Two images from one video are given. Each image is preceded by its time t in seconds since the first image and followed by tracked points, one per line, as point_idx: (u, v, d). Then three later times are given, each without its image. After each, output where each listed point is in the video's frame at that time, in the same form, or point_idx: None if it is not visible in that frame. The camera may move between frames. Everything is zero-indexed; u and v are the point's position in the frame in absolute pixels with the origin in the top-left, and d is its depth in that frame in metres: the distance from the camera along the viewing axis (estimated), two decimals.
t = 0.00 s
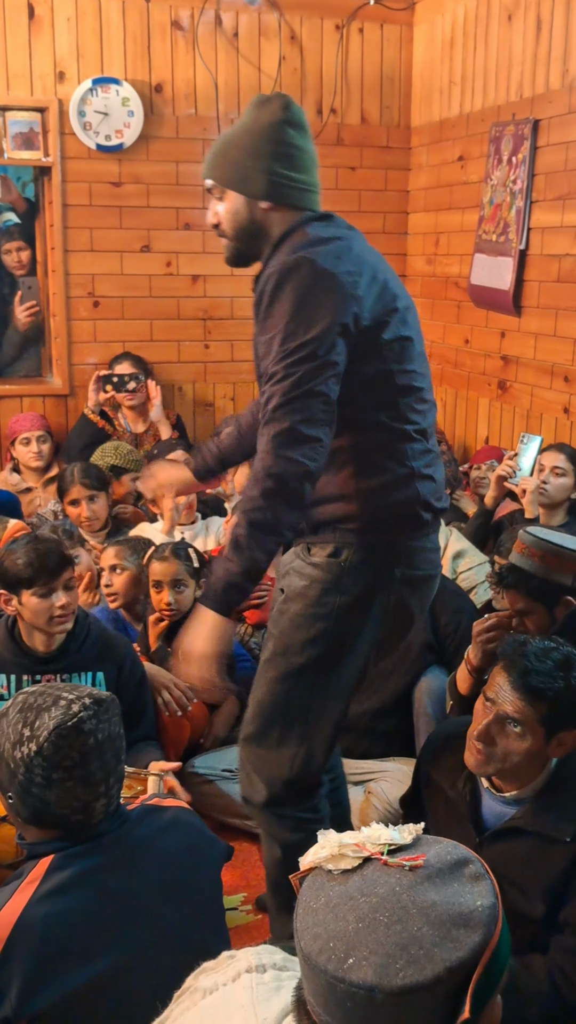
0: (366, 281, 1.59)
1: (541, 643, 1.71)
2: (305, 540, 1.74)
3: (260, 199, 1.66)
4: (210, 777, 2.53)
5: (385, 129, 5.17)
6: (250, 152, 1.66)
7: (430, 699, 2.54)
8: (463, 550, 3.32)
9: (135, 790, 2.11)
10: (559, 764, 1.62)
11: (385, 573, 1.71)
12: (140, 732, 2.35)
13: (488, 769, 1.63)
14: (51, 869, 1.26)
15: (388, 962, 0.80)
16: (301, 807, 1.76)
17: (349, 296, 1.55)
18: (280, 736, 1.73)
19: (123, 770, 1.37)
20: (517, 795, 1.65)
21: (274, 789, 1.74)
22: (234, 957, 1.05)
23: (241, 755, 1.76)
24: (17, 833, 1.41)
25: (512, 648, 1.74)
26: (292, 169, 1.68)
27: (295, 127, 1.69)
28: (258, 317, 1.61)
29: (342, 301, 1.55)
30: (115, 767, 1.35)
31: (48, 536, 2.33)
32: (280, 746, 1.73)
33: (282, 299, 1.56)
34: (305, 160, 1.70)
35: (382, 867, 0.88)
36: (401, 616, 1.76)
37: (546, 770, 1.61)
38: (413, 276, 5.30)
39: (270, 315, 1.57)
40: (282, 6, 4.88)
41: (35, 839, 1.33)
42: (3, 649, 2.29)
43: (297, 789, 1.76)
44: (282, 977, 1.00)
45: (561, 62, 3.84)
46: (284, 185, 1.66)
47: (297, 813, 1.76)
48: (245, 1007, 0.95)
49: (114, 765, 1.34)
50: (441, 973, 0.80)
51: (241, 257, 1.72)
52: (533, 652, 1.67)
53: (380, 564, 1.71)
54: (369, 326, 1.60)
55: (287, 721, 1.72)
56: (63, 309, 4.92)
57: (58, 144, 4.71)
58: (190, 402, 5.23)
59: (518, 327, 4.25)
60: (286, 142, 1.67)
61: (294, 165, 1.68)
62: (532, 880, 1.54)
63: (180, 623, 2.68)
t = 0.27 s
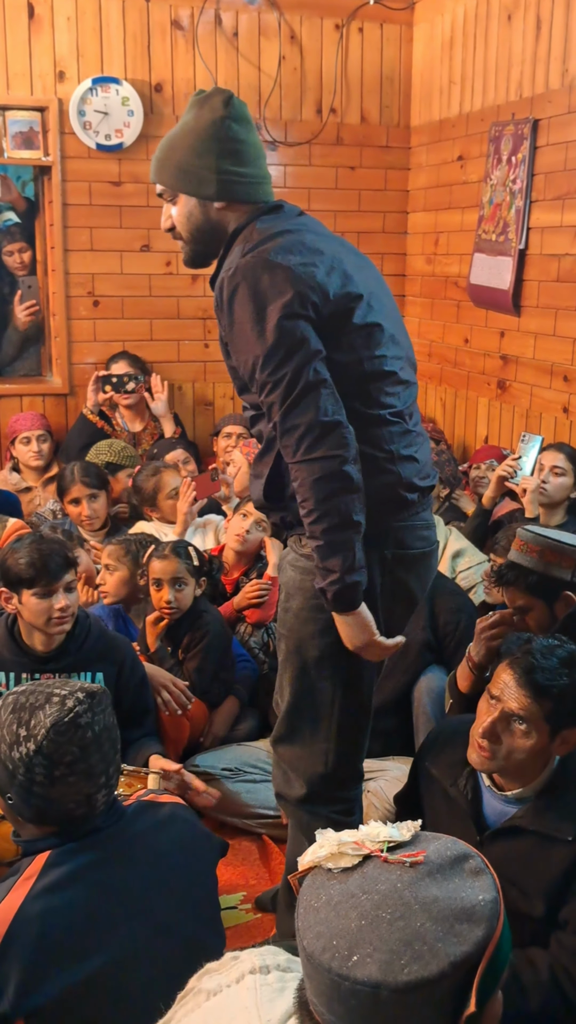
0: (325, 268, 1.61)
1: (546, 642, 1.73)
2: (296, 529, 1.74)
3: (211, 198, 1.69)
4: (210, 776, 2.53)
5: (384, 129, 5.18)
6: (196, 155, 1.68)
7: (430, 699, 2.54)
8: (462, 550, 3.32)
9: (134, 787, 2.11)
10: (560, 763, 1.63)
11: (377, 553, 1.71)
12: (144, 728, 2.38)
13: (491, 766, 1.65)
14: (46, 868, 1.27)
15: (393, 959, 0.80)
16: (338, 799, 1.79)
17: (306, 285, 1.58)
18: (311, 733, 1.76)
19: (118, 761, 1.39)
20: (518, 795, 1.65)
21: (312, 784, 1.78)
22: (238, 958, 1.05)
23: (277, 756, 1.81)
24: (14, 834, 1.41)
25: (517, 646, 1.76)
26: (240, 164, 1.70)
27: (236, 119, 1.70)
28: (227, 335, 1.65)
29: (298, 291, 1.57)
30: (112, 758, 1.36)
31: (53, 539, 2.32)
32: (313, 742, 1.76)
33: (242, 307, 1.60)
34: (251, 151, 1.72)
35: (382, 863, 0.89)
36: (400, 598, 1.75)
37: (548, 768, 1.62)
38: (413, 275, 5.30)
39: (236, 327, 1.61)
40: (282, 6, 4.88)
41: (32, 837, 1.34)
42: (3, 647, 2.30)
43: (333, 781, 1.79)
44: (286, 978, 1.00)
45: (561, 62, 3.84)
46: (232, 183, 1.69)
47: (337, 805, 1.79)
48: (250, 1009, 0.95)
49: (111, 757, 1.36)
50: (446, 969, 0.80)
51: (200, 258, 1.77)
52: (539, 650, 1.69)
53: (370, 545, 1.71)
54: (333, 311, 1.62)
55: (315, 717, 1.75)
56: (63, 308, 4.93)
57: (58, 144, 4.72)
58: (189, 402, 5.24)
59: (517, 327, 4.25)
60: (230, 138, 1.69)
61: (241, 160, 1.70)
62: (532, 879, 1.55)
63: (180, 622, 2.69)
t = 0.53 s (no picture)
0: (335, 290, 1.60)
1: (545, 636, 1.72)
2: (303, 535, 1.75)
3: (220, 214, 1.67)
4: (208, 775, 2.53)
5: (384, 128, 5.18)
6: (205, 169, 1.67)
7: (429, 698, 2.55)
8: (462, 549, 3.32)
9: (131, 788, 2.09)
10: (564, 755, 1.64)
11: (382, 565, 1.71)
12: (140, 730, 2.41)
13: (495, 763, 1.65)
14: (44, 870, 1.27)
15: (398, 967, 0.81)
16: (300, 800, 1.77)
17: (318, 311, 1.57)
18: (281, 730, 1.75)
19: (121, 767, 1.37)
20: (522, 792, 1.65)
21: (272, 782, 1.76)
22: (237, 958, 1.05)
23: (242, 747, 1.81)
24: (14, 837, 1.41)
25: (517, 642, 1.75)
26: (248, 180, 1.69)
27: (245, 138, 1.70)
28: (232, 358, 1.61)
29: (309, 316, 1.56)
30: (114, 764, 1.35)
31: (56, 538, 2.31)
32: (279, 739, 1.75)
33: (249, 330, 1.56)
34: (258, 168, 1.71)
35: (388, 869, 0.89)
36: (402, 604, 1.75)
37: (550, 766, 1.62)
38: (412, 275, 5.30)
39: (241, 349, 1.57)
40: (282, 5, 4.88)
41: (29, 839, 1.34)
42: (2, 646, 2.30)
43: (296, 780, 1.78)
44: (285, 978, 1.00)
45: (561, 61, 3.84)
46: (241, 199, 1.68)
47: (294, 806, 1.77)
48: (249, 1009, 0.95)
49: (113, 762, 1.35)
50: (451, 978, 0.80)
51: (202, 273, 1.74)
52: (539, 644, 1.69)
53: (376, 555, 1.70)
54: (343, 334, 1.61)
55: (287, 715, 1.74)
56: (63, 307, 4.93)
57: (58, 144, 4.72)
58: (189, 401, 5.24)
59: (517, 326, 4.25)
60: (238, 156, 1.68)
61: (249, 177, 1.69)
62: (531, 877, 1.55)
63: (179, 621, 2.70)
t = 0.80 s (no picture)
0: (333, 306, 1.64)
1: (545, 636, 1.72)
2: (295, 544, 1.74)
3: (240, 215, 1.69)
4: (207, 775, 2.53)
5: (384, 128, 5.18)
6: (227, 170, 1.67)
7: (428, 698, 2.54)
8: (461, 550, 3.32)
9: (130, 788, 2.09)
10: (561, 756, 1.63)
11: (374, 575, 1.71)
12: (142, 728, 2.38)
13: (494, 764, 1.65)
14: (43, 874, 1.27)
15: (394, 964, 0.80)
16: (296, 813, 1.78)
17: (310, 326, 1.61)
18: (274, 741, 1.76)
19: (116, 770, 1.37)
20: (518, 793, 1.65)
21: (267, 793, 1.76)
22: (234, 957, 1.05)
23: (238, 758, 1.81)
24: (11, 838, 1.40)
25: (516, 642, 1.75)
26: (268, 183, 1.70)
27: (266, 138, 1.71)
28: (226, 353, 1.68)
29: (301, 331, 1.61)
30: (105, 768, 1.34)
31: (48, 536, 2.34)
32: (271, 751, 1.76)
33: (241, 333, 1.63)
34: (277, 170, 1.73)
35: (383, 867, 0.89)
36: (396, 617, 1.76)
37: (550, 766, 1.62)
38: (412, 275, 5.30)
39: (232, 350, 1.65)
40: (282, 5, 4.88)
41: (27, 841, 1.34)
42: (4, 649, 2.31)
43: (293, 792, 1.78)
44: (282, 976, 1.00)
45: (561, 62, 3.84)
46: (262, 201, 1.69)
47: (289, 818, 1.78)
48: (245, 1008, 0.95)
49: (104, 766, 1.34)
50: (447, 975, 0.80)
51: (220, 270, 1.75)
52: (539, 644, 1.69)
53: (370, 566, 1.71)
54: (338, 346, 1.64)
55: (279, 727, 1.75)
56: (63, 308, 4.93)
57: (58, 144, 4.72)
58: (188, 401, 5.24)
59: (517, 327, 4.25)
60: (260, 158, 1.69)
61: (270, 179, 1.71)
62: (530, 878, 1.55)
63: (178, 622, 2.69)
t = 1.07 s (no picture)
0: (317, 283, 1.62)
1: (543, 638, 1.73)
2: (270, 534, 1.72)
3: (253, 180, 1.67)
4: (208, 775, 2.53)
5: (383, 129, 5.18)
6: (238, 135, 1.65)
7: (427, 698, 2.55)
8: (461, 550, 3.32)
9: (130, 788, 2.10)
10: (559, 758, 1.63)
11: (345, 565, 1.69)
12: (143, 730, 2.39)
13: (494, 766, 1.65)
14: (31, 865, 1.27)
15: (397, 962, 0.81)
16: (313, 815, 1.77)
17: (290, 302, 1.59)
18: (276, 745, 1.75)
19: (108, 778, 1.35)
20: (517, 793, 1.66)
21: (277, 799, 1.77)
22: (233, 956, 1.06)
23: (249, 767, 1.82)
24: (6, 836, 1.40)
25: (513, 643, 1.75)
26: (282, 149, 1.69)
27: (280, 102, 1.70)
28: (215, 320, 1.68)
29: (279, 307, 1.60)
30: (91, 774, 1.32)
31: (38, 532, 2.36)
32: (275, 755, 1.76)
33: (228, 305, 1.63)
34: (291, 138, 1.71)
35: (384, 864, 0.90)
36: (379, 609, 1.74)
37: (549, 767, 1.62)
38: (411, 276, 5.31)
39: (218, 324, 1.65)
40: (281, 7, 4.89)
41: (18, 839, 1.33)
42: (3, 647, 2.31)
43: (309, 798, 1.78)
44: (282, 976, 1.00)
45: (560, 63, 3.85)
46: (275, 168, 1.68)
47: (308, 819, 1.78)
48: (245, 1007, 0.96)
49: (90, 772, 1.32)
50: (449, 971, 0.81)
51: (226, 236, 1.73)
52: (537, 645, 1.70)
53: (345, 555, 1.69)
54: (318, 325, 1.62)
55: (279, 730, 1.74)
56: (63, 309, 4.94)
57: (58, 145, 4.73)
58: (188, 402, 5.25)
59: (516, 328, 4.26)
60: (273, 126, 1.68)
61: (282, 146, 1.69)
62: (530, 876, 1.55)
63: (178, 622, 2.70)
